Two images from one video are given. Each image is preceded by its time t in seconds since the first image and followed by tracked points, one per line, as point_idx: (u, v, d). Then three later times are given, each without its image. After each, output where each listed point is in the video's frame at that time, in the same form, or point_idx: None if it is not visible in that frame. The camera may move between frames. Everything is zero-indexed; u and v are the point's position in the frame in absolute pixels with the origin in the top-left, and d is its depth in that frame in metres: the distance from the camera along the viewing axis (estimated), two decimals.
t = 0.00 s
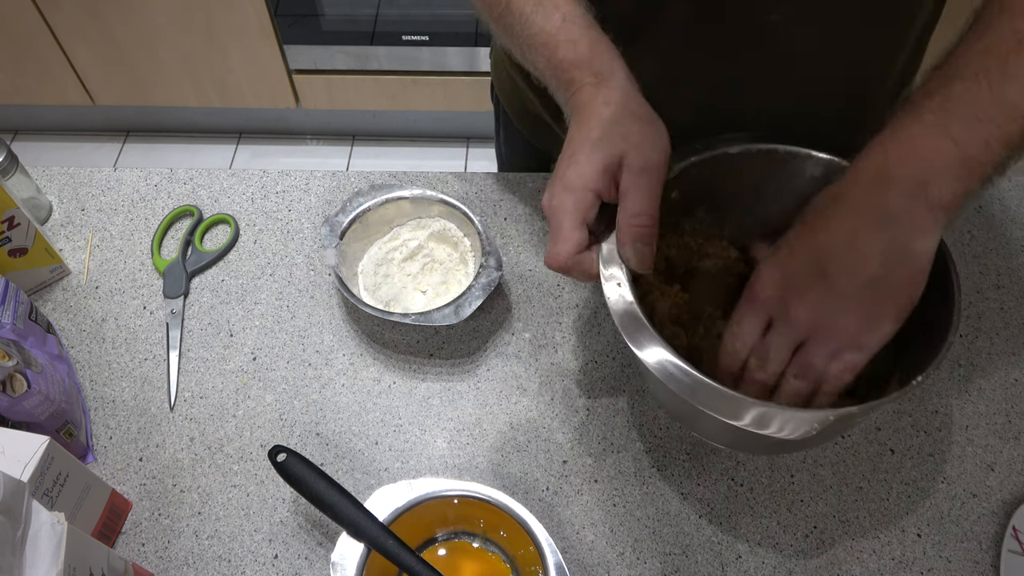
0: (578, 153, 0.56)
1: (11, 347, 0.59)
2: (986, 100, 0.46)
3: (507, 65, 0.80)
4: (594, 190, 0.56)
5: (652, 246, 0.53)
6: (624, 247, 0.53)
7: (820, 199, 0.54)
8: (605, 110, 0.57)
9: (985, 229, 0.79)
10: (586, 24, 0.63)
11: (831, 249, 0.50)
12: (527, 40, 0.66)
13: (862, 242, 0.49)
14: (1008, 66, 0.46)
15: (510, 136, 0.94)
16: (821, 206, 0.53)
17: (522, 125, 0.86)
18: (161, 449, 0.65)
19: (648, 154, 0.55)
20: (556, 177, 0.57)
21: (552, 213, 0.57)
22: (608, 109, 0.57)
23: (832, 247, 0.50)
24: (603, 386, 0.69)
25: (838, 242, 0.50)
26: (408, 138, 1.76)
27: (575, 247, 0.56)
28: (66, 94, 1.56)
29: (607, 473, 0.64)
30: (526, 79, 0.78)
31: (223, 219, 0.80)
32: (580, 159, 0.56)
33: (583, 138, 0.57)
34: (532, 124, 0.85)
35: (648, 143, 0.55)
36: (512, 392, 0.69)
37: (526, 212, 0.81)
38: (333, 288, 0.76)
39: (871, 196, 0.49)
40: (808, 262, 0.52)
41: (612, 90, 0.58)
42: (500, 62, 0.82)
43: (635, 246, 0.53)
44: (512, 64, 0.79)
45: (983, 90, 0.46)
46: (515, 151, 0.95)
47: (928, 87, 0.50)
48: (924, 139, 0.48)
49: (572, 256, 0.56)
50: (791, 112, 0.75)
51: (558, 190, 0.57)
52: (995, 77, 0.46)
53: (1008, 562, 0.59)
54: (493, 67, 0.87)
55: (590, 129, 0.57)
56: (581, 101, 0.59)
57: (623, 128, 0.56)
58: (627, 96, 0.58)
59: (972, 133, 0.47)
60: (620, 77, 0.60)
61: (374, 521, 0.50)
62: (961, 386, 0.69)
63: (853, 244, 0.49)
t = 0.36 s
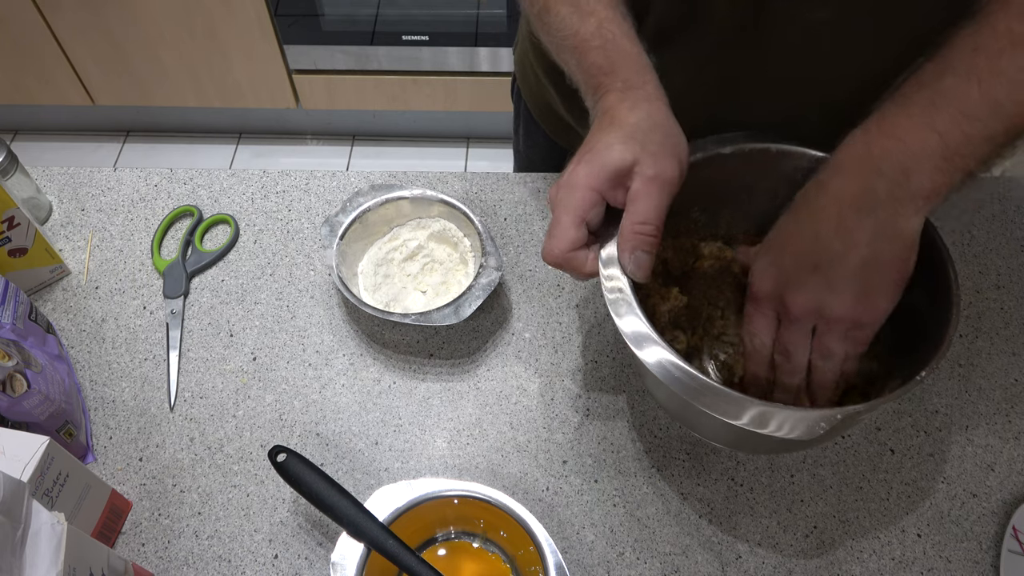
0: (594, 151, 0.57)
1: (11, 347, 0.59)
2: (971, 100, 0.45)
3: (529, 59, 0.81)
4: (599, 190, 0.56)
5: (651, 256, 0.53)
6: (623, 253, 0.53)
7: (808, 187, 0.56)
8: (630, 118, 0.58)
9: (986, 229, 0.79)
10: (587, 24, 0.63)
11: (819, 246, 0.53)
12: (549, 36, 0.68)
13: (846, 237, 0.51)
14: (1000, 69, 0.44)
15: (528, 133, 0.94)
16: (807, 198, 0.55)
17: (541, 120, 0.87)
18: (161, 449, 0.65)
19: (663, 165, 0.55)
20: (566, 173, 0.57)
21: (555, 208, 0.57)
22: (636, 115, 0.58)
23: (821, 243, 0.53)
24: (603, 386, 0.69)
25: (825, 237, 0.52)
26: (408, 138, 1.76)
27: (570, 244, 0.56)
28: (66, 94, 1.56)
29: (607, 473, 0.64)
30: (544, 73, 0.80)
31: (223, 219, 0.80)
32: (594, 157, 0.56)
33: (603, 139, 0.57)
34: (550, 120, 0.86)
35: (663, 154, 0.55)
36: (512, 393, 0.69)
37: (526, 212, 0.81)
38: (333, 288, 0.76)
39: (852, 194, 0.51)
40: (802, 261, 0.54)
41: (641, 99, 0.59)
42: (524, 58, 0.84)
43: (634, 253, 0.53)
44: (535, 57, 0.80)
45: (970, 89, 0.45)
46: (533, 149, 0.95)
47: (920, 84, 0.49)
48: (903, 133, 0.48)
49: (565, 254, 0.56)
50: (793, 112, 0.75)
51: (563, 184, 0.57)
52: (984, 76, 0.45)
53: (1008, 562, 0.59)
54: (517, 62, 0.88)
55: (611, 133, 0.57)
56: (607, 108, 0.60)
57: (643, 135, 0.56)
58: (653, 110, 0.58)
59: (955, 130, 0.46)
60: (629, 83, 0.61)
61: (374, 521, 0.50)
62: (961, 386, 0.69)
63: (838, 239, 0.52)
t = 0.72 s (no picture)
0: (597, 150, 0.57)
1: (11, 347, 0.59)
2: (984, 94, 0.45)
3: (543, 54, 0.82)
4: (600, 189, 0.56)
5: (651, 256, 0.53)
6: (623, 252, 0.53)
7: (804, 167, 0.55)
8: (634, 119, 0.58)
9: (986, 229, 0.79)
10: (588, 23, 0.64)
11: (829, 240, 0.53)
12: (557, 33, 0.68)
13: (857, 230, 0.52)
14: (1014, 64, 0.44)
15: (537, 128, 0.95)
16: (806, 183, 0.54)
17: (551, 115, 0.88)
18: (161, 449, 0.65)
19: (665, 165, 0.55)
20: (568, 171, 0.58)
21: (555, 205, 0.57)
22: (640, 116, 0.58)
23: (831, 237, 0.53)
24: (603, 386, 0.69)
25: (836, 229, 0.52)
26: (409, 138, 1.76)
27: (569, 240, 0.56)
28: (66, 94, 1.56)
29: (607, 473, 0.64)
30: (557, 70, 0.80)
31: (223, 219, 0.80)
32: (598, 156, 0.56)
33: (607, 138, 0.58)
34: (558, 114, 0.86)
35: (667, 155, 0.56)
36: (512, 393, 0.69)
37: (525, 212, 0.81)
38: (333, 288, 0.76)
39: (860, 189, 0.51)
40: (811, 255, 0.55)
41: (644, 101, 0.60)
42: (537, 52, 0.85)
43: (634, 252, 0.53)
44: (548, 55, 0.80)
45: (984, 83, 0.45)
46: (541, 144, 0.96)
47: (930, 73, 0.48)
48: (914, 127, 0.48)
49: (564, 251, 0.56)
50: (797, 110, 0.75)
51: (564, 181, 0.57)
52: (997, 69, 0.45)
53: (1008, 562, 0.59)
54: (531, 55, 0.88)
55: (615, 133, 0.58)
56: (611, 110, 0.61)
57: (647, 136, 0.57)
58: (658, 112, 0.59)
59: (966, 123, 0.46)
60: (634, 83, 0.61)
61: (374, 521, 0.50)
62: (961, 386, 0.69)
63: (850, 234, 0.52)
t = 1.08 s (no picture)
0: (596, 154, 0.57)
1: (11, 347, 0.59)
2: (982, 99, 0.46)
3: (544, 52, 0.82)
4: (600, 192, 0.56)
5: (651, 260, 0.53)
6: (623, 256, 0.53)
7: (792, 158, 0.53)
8: (633, 124, 0.59)
9: (985, 229, 0.79)
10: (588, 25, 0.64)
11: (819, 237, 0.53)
12: (554, 36, 0.68)
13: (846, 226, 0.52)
14: (1012, 69, 0.45)
15: (537, 125, 0.95)
16: (798, 175, 0.52)
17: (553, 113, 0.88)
18: (161, 449, 0.65)
19: (665, 168, 0.55)
20: (567, 175, 0.58)
21: (555, 209, 0.57)
22: (639, 120, 0.59)
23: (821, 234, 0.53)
24: (603, 386, 0.69)
25: (828, 225, 0.52)
26: (409, 138, 1.76)
27: (569, 244, 0.55)
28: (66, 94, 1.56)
29: (607, 473, 0.64)
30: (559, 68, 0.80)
31: (223, 219, 0.80)
32: (597, 159, 0.57)
33: (606, 143, 0.58)
34: (560, 113, 0.86)
35: (666, 159, 0.56)
36: (512, 393, 0.69)
37: (526, 212, 0.81)
38: (333, 288, 0.76)
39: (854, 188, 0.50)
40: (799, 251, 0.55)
41: (642, 105, 0.61)
42: (537, 50, 0.84)
43: (634, 256, 0.53)
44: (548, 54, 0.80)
45: (983, 88, 0.46)
46: (542, 142, 0.96)
47: (930, 74, 0.48)
48: (914, 130, 0.47)
49: (565, 255, 0.55)
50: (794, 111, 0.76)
51: (563, 186, 0.57)
52: (997, 74, 0.45)
53: (1008, 562, 0.59)
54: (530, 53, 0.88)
55: (614, 137, 0.58)
56: (610, 114, 0.61)
57: (646, 140, 0.57)
58: (656, 117, 0.60)
59: (961, 125, 0.47)
60: (634, 88, 0.62)
61: (374, 521, 0.50)
62: (961, 386, 0.69)
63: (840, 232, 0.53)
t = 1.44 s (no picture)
0: (598, 157, 0.57)
1: (11, 347, 0.59)
2: (998, 77, 0.47)
3: (540, 55, 0.81)
4: (603, 195, 0.56)
5: (654, 263, 0.54)
6: (626, 259, 0.53)
7: (801, 128, 0.53)
8: (634, 125, 0.59)
9: (985, 229, 0.79)
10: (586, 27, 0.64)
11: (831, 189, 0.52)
12: (551, 37, 0.68)
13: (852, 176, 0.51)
14: None
15: (534, 127, 0.95)
16: (807, 144, 0.52)
17: (550, 117, 0.88)
18: (161, 450, 0.65)
19: (667, 172, 0.56)
20: (569, 178, 0.58)
21: (557, 213, 0.57)
22: (639, 120, 0.59)
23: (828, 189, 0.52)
24: (603, 386, 0.69)
25: (831, 197, 0.51)
26: (409, 138, 1.76)
27: (573, 248, 0.55)
28: (66, 94, 1.56)
29: (607, 473, 0.64)
30: (556, 69, 0.80)
31: (222, 219, 0.80)
32: (599, 162, 0.57)
33: (607, 144, 0.58)
34: (558, 115, 0.86)
35: (668, 161, 0.56)
36: (512, 393, 0.69)
37: (526, 212, 0.81)
38: (333, 288, 0.76)
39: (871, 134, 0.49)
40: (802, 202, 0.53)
41: (643, 105, 0.60)
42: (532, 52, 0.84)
43: (637, 260, 0.53)
44: (543, 56, 0.80)
45: (1001, 66, 0.47)
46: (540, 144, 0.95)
47: (950, 48, 0.48)
48: (931, 103, 0.48)
49: (568, 259, 0.56)
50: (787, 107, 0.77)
51: (566, 189, 0.57)
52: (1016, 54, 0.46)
53: (1008, 562, 0.59)
54: (524, 55, 0.88)
55: (616, 138, 0.58)
56: (609, 116, 0.61)
57: (648, 142, 0.57)
58: (657, 117, 0.60)
59: (973, 102, 0.48)
60: (634, 89, 0.61)
61: (374, 521, 0.50)
62: (961, 386, 0.69)
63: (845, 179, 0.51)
